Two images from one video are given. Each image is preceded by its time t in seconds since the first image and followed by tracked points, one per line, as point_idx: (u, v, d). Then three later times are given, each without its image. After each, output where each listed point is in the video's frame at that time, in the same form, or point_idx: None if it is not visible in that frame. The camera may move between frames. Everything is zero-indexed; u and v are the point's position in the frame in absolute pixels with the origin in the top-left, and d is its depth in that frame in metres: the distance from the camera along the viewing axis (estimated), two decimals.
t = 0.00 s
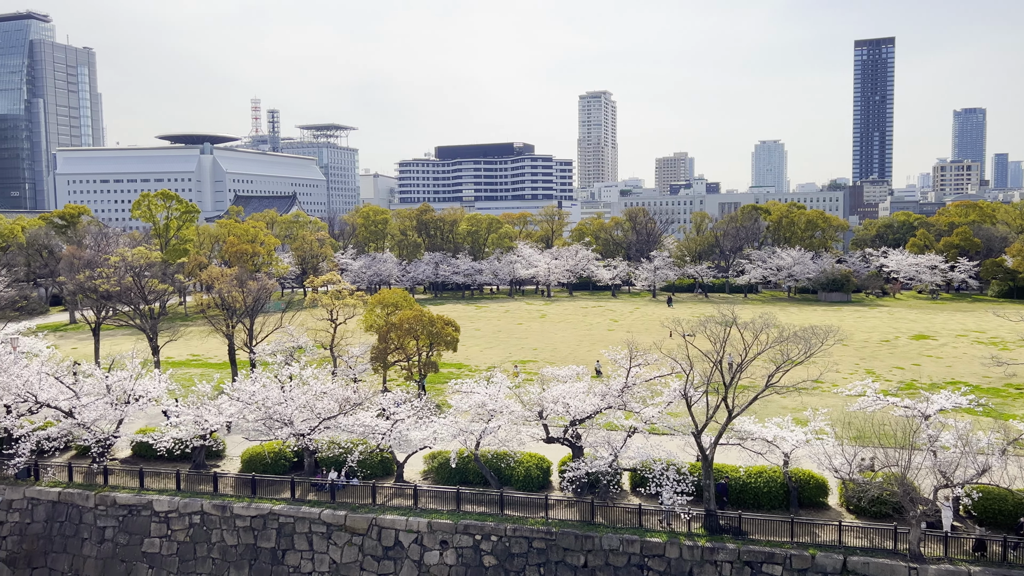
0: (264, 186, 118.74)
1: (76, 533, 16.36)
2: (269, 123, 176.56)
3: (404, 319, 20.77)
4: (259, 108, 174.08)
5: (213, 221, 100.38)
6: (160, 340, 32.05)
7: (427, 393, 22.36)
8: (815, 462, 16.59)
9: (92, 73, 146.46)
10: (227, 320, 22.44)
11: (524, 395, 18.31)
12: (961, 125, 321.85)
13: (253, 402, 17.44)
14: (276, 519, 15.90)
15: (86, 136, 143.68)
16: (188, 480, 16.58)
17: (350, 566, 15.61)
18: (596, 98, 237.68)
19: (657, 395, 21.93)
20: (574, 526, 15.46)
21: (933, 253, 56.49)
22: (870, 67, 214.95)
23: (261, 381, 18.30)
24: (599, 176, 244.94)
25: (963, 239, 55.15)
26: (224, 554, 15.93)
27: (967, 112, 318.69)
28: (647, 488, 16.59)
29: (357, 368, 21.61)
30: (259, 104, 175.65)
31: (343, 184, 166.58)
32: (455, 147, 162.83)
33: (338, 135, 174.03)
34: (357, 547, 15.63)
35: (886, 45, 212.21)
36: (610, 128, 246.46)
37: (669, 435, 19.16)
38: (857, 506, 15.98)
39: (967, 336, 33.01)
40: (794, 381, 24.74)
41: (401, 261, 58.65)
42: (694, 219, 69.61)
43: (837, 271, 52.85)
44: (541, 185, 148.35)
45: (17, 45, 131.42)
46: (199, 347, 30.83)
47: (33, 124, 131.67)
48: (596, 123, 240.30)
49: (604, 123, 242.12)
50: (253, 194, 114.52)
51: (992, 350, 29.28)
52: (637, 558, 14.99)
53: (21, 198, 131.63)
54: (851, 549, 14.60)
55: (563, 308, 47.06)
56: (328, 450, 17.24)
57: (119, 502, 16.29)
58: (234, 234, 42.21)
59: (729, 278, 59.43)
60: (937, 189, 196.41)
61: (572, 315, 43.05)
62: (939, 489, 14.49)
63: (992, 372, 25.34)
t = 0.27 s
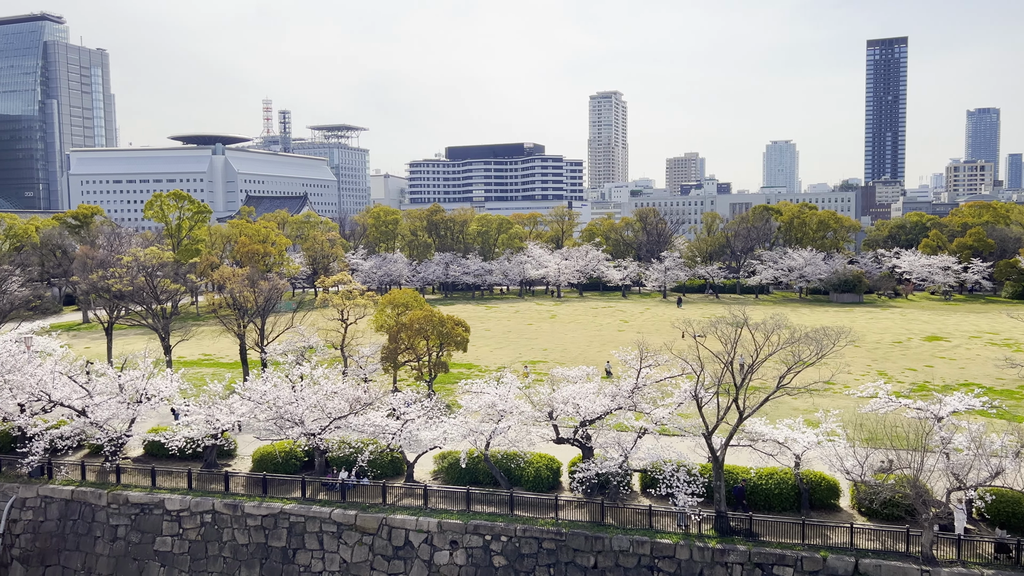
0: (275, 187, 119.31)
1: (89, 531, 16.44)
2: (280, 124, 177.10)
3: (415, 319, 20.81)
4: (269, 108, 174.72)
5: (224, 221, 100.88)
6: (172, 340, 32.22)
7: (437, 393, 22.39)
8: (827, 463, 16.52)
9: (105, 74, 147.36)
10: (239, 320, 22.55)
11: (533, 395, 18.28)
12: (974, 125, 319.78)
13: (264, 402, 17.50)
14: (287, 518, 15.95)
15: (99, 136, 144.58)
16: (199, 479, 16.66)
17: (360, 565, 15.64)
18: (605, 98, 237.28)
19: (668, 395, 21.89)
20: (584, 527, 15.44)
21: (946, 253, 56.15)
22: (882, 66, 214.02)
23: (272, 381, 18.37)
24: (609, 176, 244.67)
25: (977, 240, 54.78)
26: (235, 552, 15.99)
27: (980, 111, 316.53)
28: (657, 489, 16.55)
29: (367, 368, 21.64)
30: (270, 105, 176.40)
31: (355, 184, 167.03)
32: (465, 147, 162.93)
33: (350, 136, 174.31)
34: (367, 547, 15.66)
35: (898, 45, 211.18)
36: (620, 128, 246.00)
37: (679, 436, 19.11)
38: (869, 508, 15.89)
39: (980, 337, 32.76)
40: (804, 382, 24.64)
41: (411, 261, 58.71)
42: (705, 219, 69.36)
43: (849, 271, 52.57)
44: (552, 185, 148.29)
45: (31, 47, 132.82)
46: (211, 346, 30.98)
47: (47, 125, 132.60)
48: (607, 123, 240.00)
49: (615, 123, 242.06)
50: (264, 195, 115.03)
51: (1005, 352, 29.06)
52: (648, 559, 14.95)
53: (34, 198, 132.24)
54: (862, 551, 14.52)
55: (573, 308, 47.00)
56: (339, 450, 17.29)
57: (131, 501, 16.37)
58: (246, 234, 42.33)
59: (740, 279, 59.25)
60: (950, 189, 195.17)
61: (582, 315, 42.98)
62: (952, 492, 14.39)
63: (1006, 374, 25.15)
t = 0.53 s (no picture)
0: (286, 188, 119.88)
1: (101, 530, 16.51)
2: (291, 124, 177.68)
3: (425, 320, 20.86)
4: (281, 109, 175.14)
5: (236, 222, 101.21)
6: (184, 339, 32.36)
7: (447, 393, 22.41)
8: (838, 466, 16.43)
9: (119, 76, 148.26)
10: (250, 320, 22.66)
11: (543, 396, 18.25)
12: (988, 125, 317.67)
13: (275, 402, 17.55)
14: (298, 518, 15.99)
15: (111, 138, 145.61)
16: (211, 479, 16.73)
17: (370, 565, 15.67)
18: (615, 99, 236.96)
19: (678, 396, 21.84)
20: (594, 528, 15.41)
21: (959, 255, 55.79)
22: (895, 66, 213.05)
23: (283, 381, 18.41)
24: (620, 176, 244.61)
25: (990, 241, 54.43)
26: (246, 552, 16.04)
27: (994, 111, 314.39)
28: (667, 491, 16.50)
29: (377, 368, 21.68)
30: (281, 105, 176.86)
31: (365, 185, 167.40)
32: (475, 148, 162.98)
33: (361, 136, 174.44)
34: (377, 547, 15.69)
35: (911, 44, 210.21)
36: (631, 128, 245.48)
37: (690, 437, 19.07)
38: (881, 511, 15.80)
39: (994, 339, 32.52)
40: (816, 384, 24.52)
41: (422, 262, 58.78)
42: (716, 220, 69.11)
43: (861, 273, 52.31)
44: (562, 186, 148.12)
45: (46, 48, 133.79)
46: (222, 346, 31.12)
47: (60, 126, 134.08)
48: (618, 124, 239.95)
49: (626, 124, 242.37)
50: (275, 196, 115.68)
51: (1020, 354, 28.80)
52: (658, 561, 14.92)
53: (48, 198, 132.75)
54: (874, 554, 14.43)
55: (584, 309, 46.94)
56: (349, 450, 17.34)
57: (143, 500, 16.45)
58: (258, 235, 42.45)
59: (752, 280, 59.10)
60: (963, 189, 193.85)
61: (593, 316, 42.92)
62: (965, 494, 14.26)
63: (1020, 376, 24.94)
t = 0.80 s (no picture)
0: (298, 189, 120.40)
1: (113, 529, 16.59)
2: (303, 126, 178.14)
3: (435, 321, 20.88)
4: (292, 110, 175.49)
5: (248, 224, 101.61)
6: (195, 340, 32.50)
7: (457, 394, 22.43)
8: (850, 468, 16.35)
9: (131, 77, 148.75)
10: (261, 321, 22.77)
11: (553, 397, 18.20)
12: (1001, 126, 315.68)
13: (286, 402, 17.59)
14: (309, 518, 16.03)
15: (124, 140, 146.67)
16: (222, 479, 16.79)
17: (380, 566, 15.69)
18: (625, 99, 236.46)
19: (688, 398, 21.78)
20: (604, 530, 15.39)
21: (972, 257, 55.46)
22: (907, 67, 212.04)
23: (293, 382, 18.43)
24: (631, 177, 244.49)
25: (1004, 242, 54.13)
26: (257, 552, 16.10)
27: (1007, 112, 312.37)
28: (678, 493, 16.45)
29: (388, 369, 21.71)
30: (292, 107, 177.31)
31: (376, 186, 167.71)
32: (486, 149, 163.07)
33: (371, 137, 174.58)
34: (387, 548, 15.72)
35: (923, 45, 209.18)
36: (641, 129, 244.61)
37: (700, 439, 19.02)
38: (893, 514, 15.71)
39: (1008, 341, 32.28)
40: (827, 386, 24.41)
41: (432, 263, 58.84)
42: (726, 221, 68.80)
43: (873, 274, 52.09)
44: (572, 187, 148.16)
45: (58, 50, 134.14)
46: (233, 347, 31.25)
47: (74, 128, 135.21)
48: (628, 124, 239.72)
49: (637, 124, 242.56)
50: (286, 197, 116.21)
51: None
52: (668, 563, 14.89)
53: (62, 200, 134.30)
54: (886, 557, 14.34)
55: (594, 311, 46.88)
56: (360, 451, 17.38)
57: (155, 500, 16.52)
58: (269, 236, 42.55)
59: (763, 282, 58.91)
60: (976, 190, 192.59)
61: (603, 318, 42.86)
62: (978, 498, 14.13)
63: None
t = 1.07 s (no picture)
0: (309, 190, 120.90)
1: (126, 529, 16.67)
2: (314, 128, 178.67)
3: (445, 322, 20.92)
4: (303, 112, 175.88)
5: (259, 225, 102.08)
6: (207, 341, 32.71)
7: (467, 396, 22.46)
8: (862, 471, 16.26)
9: (145, 80, 149.69)
10: (272, 322, 22.89)
11: (564, 399, 18.17)
12: (1015, 127, 313.45)
13: (297, 403, 17.64)
14: (319, 519, 16.07)
15: (138, 142, 147.53)
16: (233, 479, 16.86)
17: (391, 567, 15.71)
18: (637, 100, 237.13)
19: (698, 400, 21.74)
20: (614, 532, 15.36)
21: (985, 259, 55.10)
22: (920, 68, 211.11)
23: (305, 383, 18.48)
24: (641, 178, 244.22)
25: (1018, 244, 53.84)
26: (268, 552, 16.14)
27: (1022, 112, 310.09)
28: (689, 495, 16.39)
29: (398, 370, 21.75)
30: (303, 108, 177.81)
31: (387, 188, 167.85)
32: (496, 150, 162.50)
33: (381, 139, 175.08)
34: (398, 549, 15.73)
35: (936, 46, 208.16)
36: (651, 130, 244.18)
37: (711, 441, 18.96)
38: (905, 517, 15.62)
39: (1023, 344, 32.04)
40: (839, 388, 24.30)
41: (442, 265, 58.97)
42: (737, 223, 68.59)
43: (885, 276, 51.81)
44: (582, 188, 147.97)
45: (72, 53, 135.26)
46: (245, 348, 31.41)
47: (87, 130, 136.09)
48: (638, 126, 239.58)
49: (649, 125, 242.58)
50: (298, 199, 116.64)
51: None
52: (678, 565, 14.83)
53: (75, 202, 134.77)
54: (899, 561, 14.24)
55: (603, 312, 46.85)
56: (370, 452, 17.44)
57: (167, 500, 16.60)
58: (280, 237, 42.67)
59: (774, 283, 58.75)
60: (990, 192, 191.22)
61: (613, 319, 42.78)
62: (992, 502, 14.00)
63: None
